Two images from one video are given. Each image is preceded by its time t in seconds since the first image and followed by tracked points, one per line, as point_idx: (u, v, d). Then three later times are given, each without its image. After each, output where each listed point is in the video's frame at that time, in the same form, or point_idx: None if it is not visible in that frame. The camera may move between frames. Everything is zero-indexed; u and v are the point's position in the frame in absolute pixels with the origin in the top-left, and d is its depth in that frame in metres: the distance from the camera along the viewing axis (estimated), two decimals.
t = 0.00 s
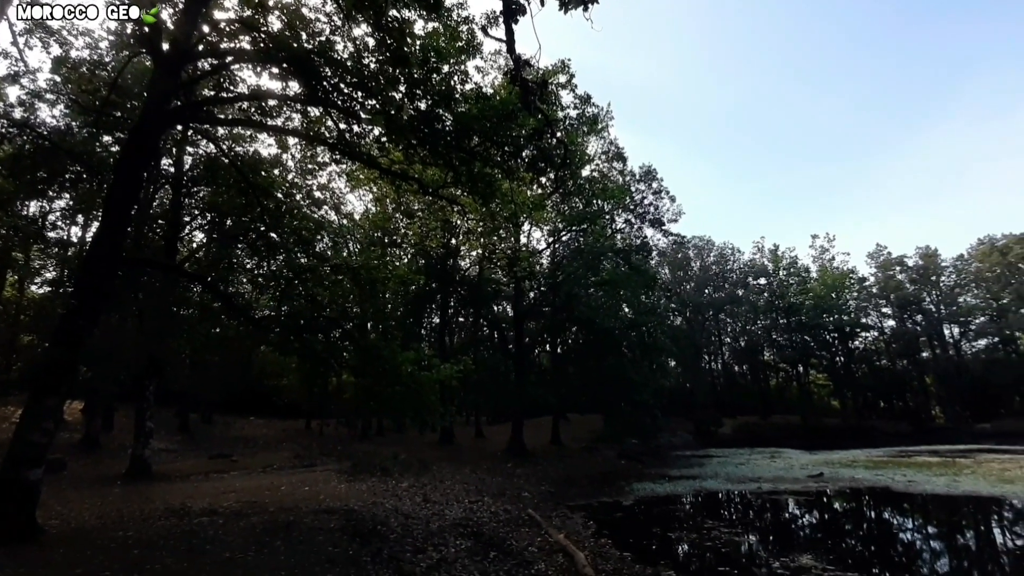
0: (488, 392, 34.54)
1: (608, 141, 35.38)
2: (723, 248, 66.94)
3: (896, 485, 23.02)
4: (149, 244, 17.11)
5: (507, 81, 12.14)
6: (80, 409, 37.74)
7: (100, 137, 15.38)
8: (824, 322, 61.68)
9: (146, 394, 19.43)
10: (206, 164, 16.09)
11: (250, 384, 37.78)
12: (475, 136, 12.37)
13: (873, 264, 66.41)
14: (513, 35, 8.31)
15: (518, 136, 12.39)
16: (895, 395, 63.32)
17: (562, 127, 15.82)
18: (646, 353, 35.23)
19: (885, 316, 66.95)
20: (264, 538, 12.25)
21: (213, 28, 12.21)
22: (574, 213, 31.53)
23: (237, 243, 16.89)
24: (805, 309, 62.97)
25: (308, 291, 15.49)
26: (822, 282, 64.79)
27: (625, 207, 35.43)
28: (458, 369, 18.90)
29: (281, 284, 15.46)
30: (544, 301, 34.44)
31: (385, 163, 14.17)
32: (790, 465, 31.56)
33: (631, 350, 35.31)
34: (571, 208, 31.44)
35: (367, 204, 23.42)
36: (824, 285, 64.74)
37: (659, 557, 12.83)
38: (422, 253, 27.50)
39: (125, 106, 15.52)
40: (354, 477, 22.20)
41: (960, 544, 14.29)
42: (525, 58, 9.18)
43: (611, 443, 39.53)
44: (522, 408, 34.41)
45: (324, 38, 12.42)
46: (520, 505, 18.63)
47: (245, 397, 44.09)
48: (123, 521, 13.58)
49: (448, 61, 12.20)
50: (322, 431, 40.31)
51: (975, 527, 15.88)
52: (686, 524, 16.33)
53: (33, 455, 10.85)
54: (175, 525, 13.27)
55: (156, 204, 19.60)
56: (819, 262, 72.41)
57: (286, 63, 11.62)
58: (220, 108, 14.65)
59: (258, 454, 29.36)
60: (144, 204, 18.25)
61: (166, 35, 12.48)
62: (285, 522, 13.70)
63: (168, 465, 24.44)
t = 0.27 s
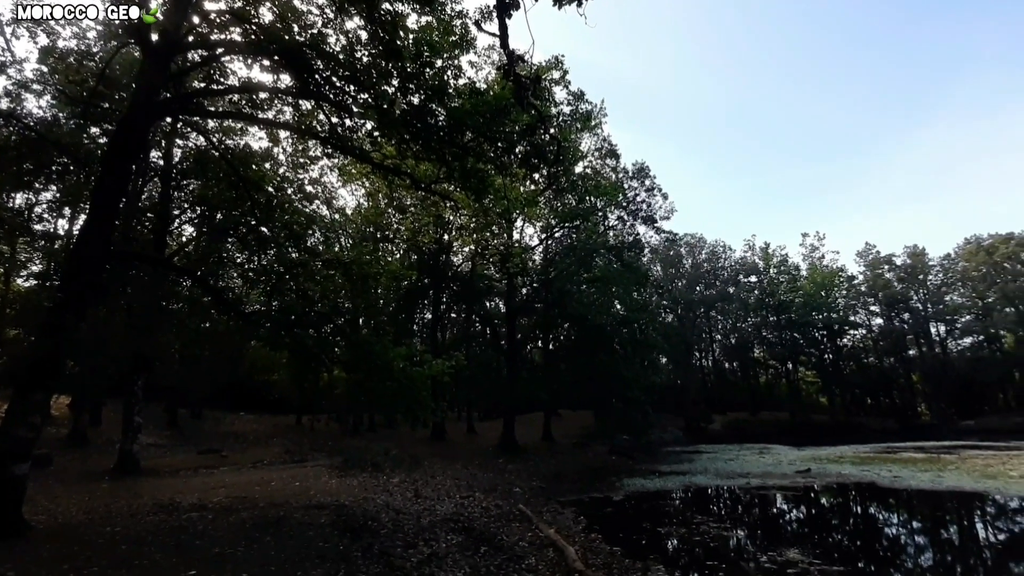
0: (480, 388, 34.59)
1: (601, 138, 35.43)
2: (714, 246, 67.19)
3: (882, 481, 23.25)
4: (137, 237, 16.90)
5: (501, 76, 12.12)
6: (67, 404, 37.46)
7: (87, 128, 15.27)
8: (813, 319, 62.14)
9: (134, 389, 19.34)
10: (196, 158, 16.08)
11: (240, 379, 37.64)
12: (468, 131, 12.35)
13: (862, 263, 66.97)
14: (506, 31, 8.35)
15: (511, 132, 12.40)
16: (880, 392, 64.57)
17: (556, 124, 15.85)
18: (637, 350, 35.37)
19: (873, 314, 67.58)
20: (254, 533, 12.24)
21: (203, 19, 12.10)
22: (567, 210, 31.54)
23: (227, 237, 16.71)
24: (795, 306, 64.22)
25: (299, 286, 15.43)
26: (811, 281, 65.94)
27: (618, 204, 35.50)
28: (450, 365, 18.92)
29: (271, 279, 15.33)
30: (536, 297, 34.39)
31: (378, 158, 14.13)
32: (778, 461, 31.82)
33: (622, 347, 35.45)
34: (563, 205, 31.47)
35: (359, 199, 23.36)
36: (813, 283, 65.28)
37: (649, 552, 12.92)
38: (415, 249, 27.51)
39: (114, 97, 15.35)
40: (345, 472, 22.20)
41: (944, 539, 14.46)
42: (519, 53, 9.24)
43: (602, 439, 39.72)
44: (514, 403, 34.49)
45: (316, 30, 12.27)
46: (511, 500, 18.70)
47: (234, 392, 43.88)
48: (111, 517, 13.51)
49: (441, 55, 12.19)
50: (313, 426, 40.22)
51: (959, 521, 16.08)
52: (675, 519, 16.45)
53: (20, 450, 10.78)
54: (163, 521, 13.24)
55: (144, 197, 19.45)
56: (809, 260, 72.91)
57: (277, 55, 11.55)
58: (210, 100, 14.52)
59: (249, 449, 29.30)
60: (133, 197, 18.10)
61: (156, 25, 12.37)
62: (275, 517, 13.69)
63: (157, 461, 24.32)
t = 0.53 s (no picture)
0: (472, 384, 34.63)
1: (595, 134, 35.44)
2: (707, 243, 67.43)
3: (869, 476, 23.47)
4: (126, 231, 16.72)
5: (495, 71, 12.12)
6: (55, 399, 37.20)
7: (74, 119, 15.19)
8: (804, 317, 62.54)
9: (123, 385, 19.22)
10: (186, 150, 16.32)
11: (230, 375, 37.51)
12: (461, 127, 12.33)
13: (852, 261, 67.44)
14: (500, 25, 8.34)
15: (504, 128, 12.40)
16: (868, 389, 65.69)
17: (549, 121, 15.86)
18: (630, 347, 35.49)
19: (862, 312, 68.14)
20: (244, 529, 12.23)
21: (193, 11, 12.01)
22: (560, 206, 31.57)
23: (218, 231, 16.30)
24: (785, 304, 63.97)
25: (291, 281, 15.34)
26: (802, 279, 66.54)
27: (611, 201, 35.56)
28: (442, 361, 18.92)
29: (263, 273, 15.38)
30: (529, 294, 34.32)
31: (371, 153, 14.10)
32: (768, 456, 32.04)
33: (614, 343, 35.57)
34: (556, 202, 31.47)
35: (351, 194, 23.30)
36: (804, 281, 65.74)
37: (639, 546, 13.02)
38: (407, 244, 27.50)
39: (102, 89, 15.19)
40: (337, 468, 22.21)
41: (930, 534, 14.62)
42: (512, 48, 9.26)
43: (594, 435, 39.88)
44: (506, 399, 34.56)
45: (309, 24, 12.17)
46: (502, 496, 18.75)
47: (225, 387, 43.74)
48: (100, 513, 13.44)
49: (435, 50, 12.15)
50: (304, 422, 40.14)
51: (945, 516, 16.26)
52: (666, 514, 16.55)
53: (7, 445, 10.71)
54: (153, 517, 13.19)
55: (133, 190, 19.28)
56: (800, 258, 73.32)
57: (268, 48, 11.47)
58: (200, 92, 14.38)
59: (239, 445, 29.22)
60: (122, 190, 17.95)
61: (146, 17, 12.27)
62: (266, 513, 13.67)
63: (146, 456, 24.21)
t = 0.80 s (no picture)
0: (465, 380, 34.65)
1: (589, 131, 35.44)
2: (699, 241, 67.66)
3: (858, 472, 23.65)
4: (115, 226, 16.55)
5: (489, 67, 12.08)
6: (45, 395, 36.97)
7: (63, 112, 15.21)
8: (795, 314, 62.86)
9: (112, 381, 19.12)
10: (176, 145, 16.31)
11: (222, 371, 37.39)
12: (454, 122, 12.29)
13: (843, 259, 67.88)
14: (494, 20, 8.31)
15: (498, 124, 12.40)
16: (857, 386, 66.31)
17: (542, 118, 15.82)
18: (623, 343, 35.55)
19: (853, 309, 68.59)
20: (235, 525, 12.20)
21: (183, 3, 11.92)
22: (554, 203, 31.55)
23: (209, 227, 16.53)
24: (777, 301, 64.04)
25: (283, 277, 15.27)
26: (793, 277, 66.89)
27: (605, 198, 35.60)
28: (435, 358, 18.92)
29: (255, 269, 15.45)
30: (522, 290, 34.26)
31: (363, 148, 14.04)
32: (758, 452, 32.23)
33: (607, 340, 35.64)
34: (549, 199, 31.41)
35: (343, 190, 23.20)
36: (795, 279, 66.12)
37: (631, 542, 13.08)
38: (401, 240, 27.49)
39: (91, 81, 15.06)
40: (329, 464, 22.18)
41: (916, 528, 14.76)
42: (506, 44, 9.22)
43: (586, 431, 40.01)
44: (499, 396, 34.59)
45: (301, 17, 12.05)
46: (495, 491, 18.79)
47: (217, 384, 43.58)
48: (89, 510, 13.38)
49: (428, 45, 12.14)
50: (296, 418, 40.05)
51: (932, 511, 16.41)
52: (657, 510, 16.62)
53: None
54: (143, 514, 13.13)
55: (122, 184, 19.14)
56: (791, 256, 73.71)
57: (260, 41, 11.45)
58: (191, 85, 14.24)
59: (230, 442, 29.11)
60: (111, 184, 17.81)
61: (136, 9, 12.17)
62: (257, 510, 13.64)
63: (136, 453, 24.11)
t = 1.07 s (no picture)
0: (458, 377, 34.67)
1: (583, 128, 35.46)
2: (692, 238, 67.89)
3: (846, 467, 23.87)
4: (103, 220, 16.37)
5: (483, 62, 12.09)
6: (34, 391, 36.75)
7: (51, 105, 15.09)
8: (786, 311, 63.25)
9: (101, 377, 19.03)
10: (166, 138, 15.80)
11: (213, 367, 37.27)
12: (448, 118, 12.28)
13: (834, 257, 68.33)
14: (487, 16, 8.32)
15: (491, 120, 12.42)
16: (849, 382, 66.02)
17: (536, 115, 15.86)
18: (616, 340, 35.62)
19: (843, 307, 69.07)
20: (226, 521, 12.20)
21: None
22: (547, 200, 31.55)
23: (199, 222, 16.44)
24: (768, 298, 64.73)
25: (275, 273, 15.25)
26: (785, 275, 67.28)
27: (598, 194, 35.65)
28: (428, 354, 18.94)
29: (246, 264, 15.29)
30: (515, 287, 34.26)
31: (356, 143, 14.05)
32: (749, 448, 32.45)
33: (600, 336, 35.74)
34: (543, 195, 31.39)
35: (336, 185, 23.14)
36: (787, 276, 66.50)
37: (622, 537, 13.15)
38: (394, 236, 27.47)
39: (80, 74, 14.88)
40: (321, 460, 22.18)
41: (903, 523, 14.92)
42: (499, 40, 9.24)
43: (579, 427, 40.13)
44: (492, 392, 34.63)
45: (293, 10, 11.88)
46: (487, 487, 18.83)
47: (208, 380, 43.44)
48: (79, 506, 13.32)
49: (421, 40, 12.16)
50: (288, 415, 39.98)
51: (919, 506, 16.58)
52: (649, 506, 16.71)
53: None
54: (133, 510, 13.10)
55: (112, 178, 18.98)
56: (783, 253, 74.08)
57: (251, 35, 11.18)
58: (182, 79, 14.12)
59: (222, 438, 29.03)
60: (100, 178, 17.64)
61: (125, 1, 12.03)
62: (249, 506, 13.63)
63: (126, 449, 24.03)
